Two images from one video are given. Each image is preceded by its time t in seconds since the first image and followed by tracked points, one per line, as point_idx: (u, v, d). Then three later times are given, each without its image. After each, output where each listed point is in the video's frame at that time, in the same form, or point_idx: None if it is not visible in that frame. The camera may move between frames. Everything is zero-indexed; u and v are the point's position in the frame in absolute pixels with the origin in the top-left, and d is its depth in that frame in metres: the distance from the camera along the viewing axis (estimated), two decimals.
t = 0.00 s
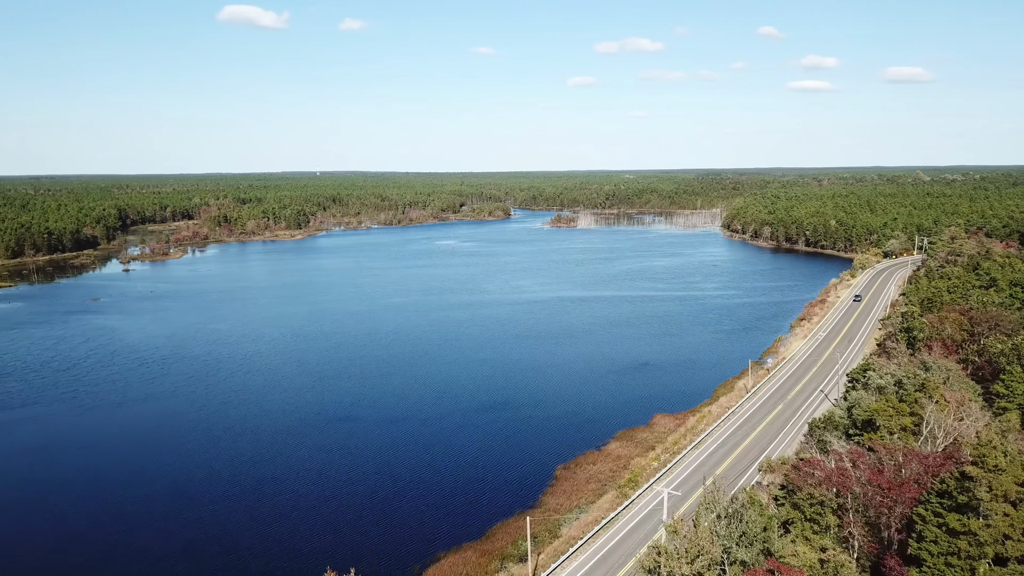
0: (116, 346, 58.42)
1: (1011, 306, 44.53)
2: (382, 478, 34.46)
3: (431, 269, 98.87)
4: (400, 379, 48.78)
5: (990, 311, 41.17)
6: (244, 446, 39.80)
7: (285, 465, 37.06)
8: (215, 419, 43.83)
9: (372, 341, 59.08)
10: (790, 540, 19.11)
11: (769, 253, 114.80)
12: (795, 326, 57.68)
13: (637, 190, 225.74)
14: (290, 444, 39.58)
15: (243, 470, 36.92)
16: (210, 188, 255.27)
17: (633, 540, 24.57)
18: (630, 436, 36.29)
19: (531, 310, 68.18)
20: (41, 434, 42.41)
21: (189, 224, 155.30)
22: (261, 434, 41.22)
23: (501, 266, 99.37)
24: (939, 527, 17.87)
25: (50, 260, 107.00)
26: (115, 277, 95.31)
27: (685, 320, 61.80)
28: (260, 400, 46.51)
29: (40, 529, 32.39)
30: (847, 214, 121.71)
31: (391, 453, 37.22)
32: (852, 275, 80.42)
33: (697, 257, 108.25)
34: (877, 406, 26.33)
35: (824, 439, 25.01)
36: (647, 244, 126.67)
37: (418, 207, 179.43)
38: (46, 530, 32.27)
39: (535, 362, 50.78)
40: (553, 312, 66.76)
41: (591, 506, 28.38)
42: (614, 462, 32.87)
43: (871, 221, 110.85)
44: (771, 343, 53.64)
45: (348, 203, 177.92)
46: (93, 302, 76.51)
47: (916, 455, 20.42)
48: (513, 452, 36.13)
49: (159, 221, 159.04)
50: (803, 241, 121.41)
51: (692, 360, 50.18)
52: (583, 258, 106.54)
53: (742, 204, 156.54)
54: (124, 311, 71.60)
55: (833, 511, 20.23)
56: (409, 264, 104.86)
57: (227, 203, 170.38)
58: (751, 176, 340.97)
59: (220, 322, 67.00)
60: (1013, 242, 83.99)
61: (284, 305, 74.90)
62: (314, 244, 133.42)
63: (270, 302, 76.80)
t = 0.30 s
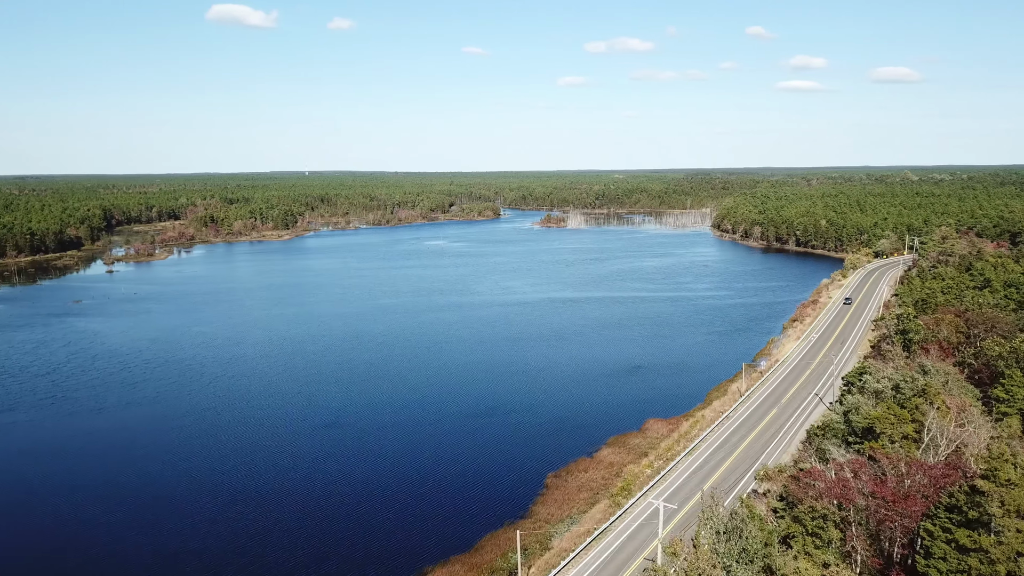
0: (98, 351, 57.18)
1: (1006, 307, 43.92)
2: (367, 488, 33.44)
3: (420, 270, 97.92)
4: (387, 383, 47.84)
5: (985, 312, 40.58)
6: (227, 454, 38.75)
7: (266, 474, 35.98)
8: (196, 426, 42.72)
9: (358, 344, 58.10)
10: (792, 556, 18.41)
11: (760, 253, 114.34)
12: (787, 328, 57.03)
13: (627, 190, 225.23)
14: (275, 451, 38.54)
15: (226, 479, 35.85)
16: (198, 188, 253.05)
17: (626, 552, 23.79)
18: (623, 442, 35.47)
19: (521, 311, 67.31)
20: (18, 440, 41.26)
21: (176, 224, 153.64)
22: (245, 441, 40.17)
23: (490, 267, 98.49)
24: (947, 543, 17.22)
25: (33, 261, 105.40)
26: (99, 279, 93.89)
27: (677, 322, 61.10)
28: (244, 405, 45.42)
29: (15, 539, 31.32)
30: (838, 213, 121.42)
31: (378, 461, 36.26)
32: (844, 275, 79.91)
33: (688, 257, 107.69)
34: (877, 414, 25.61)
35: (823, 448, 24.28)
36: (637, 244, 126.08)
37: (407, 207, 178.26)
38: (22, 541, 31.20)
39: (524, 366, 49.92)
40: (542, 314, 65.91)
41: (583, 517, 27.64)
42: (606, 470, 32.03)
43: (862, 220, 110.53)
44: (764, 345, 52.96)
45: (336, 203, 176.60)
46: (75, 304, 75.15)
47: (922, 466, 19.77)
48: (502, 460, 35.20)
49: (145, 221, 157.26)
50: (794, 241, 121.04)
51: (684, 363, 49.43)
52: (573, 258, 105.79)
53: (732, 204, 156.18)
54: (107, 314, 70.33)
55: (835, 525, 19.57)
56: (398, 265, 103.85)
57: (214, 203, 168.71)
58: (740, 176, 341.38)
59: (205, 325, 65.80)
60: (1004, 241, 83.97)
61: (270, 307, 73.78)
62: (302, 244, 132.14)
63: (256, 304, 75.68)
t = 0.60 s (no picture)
0: (74, 355, 55.86)
1: (996, 309, 43.54)
2: (349, 499, 32.50)
3: (404, 271, 96.87)
4: (370, 388, 46.80)
5: (975, 314, 40.18)
6: (205, 462, 37.65)
7: (245, 484, 34.93)
8: (174, 433, 41.60)
9: (341, 348, 57.05)
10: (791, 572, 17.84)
11: (746, 253, 114.01)
12: (775, 329, 56.48)
13: (613, 189, 224.80)
14: (254, 459, 37.50)
15: (203, 489, 34.76)
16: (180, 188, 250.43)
17: (615, 565, 23.08)
18: (611, 448, 34.72)
19: (506, 313, 66.45)
20: None
21: (156, 224, 151.67)
22: (224, 449, 39.09)
23: (475, 268, 97.62)
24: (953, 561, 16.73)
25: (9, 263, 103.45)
26: (77, 281, 92.23)
27: (664, 323, 60.45)
28: (223, 412, 44.33)
29: None
30: (823, 213, 121.31)
31: (360, 469, 35.32)
32: (830, 274, 79.60)
33: (674, 257, 107.20)
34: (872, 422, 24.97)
35: (818, 459, 23.66)
36: (623, 244, 125.50)
37: (391, 207, 176.90)
38: None
39: (510, 370, 49.09)
40: (528, 315, 65.07)
41: (571, 527, 26.90)
42: (594, 477, 31.28)
43: (848, 220, 110.46)
44: (752, 347, 52.39)
45: (320, 203, 175.07)
46: (52, 307, 73.62)
47: (923, 477, 19.23)
48: (488, 468, 34.34)
49: (126, 221, 155.11)
50: (779, 240, 120.83)
51: (672, 366, 48.76)
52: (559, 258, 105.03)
53: (717, 203, 156.01)
54: (84, 317, 68.90)
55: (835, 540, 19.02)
56: (383, 266, 102.80)
57: (196, 203, 166.76)
58: (725, 176, 341.98)
59: (184, 329, 64.48)
60: (989, 241, 84.17)
61: (252, 310, 72.56)
62: (285, 245, 130.65)
63: (237, 307, 74.47)
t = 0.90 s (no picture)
0: (47, 360, 54.45)
1: (984, 309, 43.16)
2: (329, 507, 31.53)
3: (387, 272, 95.77)
4: (351, 393, 45.82)
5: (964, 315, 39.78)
6: (178, 471, 36.42)
7: (220, 494, 33.72)
8: (149, 440, 40.43)
9: (322, 350, 55.96)
10: None
11: (730, 253, 113.72)
12: (762, 330, 56.00)
13: (597, 189, 224.30)
14: (230, 468, 36.26)
15: (176, 499, 33.52)
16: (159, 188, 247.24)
17: None
18: (597, 455, 33.91)
19: (491, 315, 65.61)
20: None
21: (135, 225, 149.41)
22: (199, 457, 37.87)
23: (459, 268, 96.67)
24: None
25: None
26: (52, 283, 90.38)
27: (650, 324, 59.85)
28: (198, 419, 43.04)
29: None
30: (807, 213, 121.30)
31: (340, 477, 34.23)
32: (815, 274, 79.37)
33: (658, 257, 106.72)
34: (867, 430, 24.38)
35: (812, 469, 23.03)
36: (607, 245, 124.96)
37: (374, 207, 175.42)
38: None
39: (494, 373, 48.26)
40: (513, 317, 64.28)
41: (558, 539, 26.13)
42: (581, 485, 30.53)
43: (831, 220, 110.46)
44: (739, 348, 51.87)
45: (302, 203, 173.26)
46: (25, 310, 71.95)
47: (923, 490, 18.61)
48: (472, 475, 33.38)
49: (103, 222, 152.78)
50: (764, 241, 120.67)
51: (658, 368, 48.10)
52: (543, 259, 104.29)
53: (701, 203, 155.80)
54: (58, 320, 67.33)
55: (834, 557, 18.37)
56: (366, 267, 101.62)
57: (176, 204, 164.49)
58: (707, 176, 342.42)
59: (161, 332, 63.05)
60: (972, 240, 84.31)
61: (232, 312, 71.28)
62: (266, 245, 129.00)
63: (217, 309, 73.15)
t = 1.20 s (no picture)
0: (17, 365, 53.02)
1: (970, 311, 42.93)
2: (307, 517, 30.58)
3: (368, 273, 94.62)
4: (330, 398, 44.82)
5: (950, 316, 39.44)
6: (151, 481, 35.26)
7: (193, 505, 32.62)
8: (122, 448, 39.26)
9: (301, 354, 54.89)
10: None
11: (713, 253, 113.45)
12: (746, 331, 55.50)
13: (579, 188, 223.74)
14: (204, 478, 35.15)
15: (149, 509, 32.45)
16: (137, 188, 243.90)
17: None
18: (582, 461, 33.19)
19: (473, 316, 64.72)
20: None
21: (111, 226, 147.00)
22: (172, 467, 36.69)
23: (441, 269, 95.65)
24: None
25: None
26: (24, 285, 88.45)
27: (634, 325, 59.23)
28: (172, 426, 41.80)
29: None
30: (789, 213, 121.34)
31: (318, 486, 33.29)
32: (798, 274, 79.10)
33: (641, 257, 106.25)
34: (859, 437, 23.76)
35: (805, 479, 22.36)
36: (589, 245, 124.42)
37: (355, 207, 173.81)
38: None
39: (476, 376, 47.42)
40: (495, 318, 63.43)
41: (543, 551, 25.35)
42: (565, 494, 29.76)
43: (814, 219, 110.46)
44: (724, 350, 51.31)
45: (281, 203, 171.32)
46: None
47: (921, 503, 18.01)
48: (454, 483, 32.55)
49: (78, 223, 150.16)
50: (746, 240, 120.51)
51: (643, 371, 47.45)
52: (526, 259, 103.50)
53: (684, 203, 155.56)
54: (30, 324, 65.73)
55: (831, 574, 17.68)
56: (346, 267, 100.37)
57: (153, 204, 162.06)
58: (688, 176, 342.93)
59: (136, 336, 61.66)
60: (955, 240, 84.42)
61: (209, 315, 69.95)
62: (244, 246, 127.27)
63: (193, 312, 71.80)
